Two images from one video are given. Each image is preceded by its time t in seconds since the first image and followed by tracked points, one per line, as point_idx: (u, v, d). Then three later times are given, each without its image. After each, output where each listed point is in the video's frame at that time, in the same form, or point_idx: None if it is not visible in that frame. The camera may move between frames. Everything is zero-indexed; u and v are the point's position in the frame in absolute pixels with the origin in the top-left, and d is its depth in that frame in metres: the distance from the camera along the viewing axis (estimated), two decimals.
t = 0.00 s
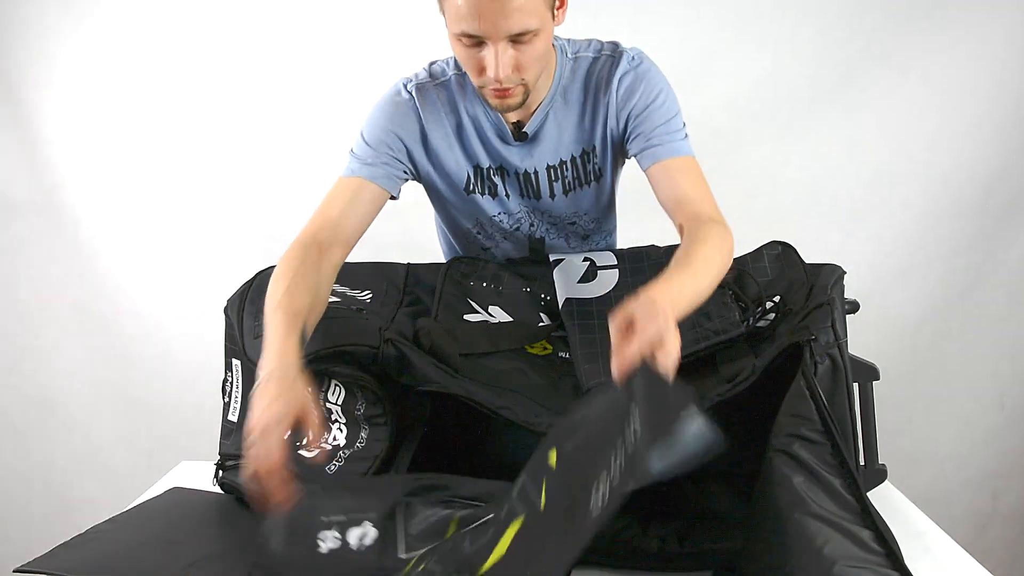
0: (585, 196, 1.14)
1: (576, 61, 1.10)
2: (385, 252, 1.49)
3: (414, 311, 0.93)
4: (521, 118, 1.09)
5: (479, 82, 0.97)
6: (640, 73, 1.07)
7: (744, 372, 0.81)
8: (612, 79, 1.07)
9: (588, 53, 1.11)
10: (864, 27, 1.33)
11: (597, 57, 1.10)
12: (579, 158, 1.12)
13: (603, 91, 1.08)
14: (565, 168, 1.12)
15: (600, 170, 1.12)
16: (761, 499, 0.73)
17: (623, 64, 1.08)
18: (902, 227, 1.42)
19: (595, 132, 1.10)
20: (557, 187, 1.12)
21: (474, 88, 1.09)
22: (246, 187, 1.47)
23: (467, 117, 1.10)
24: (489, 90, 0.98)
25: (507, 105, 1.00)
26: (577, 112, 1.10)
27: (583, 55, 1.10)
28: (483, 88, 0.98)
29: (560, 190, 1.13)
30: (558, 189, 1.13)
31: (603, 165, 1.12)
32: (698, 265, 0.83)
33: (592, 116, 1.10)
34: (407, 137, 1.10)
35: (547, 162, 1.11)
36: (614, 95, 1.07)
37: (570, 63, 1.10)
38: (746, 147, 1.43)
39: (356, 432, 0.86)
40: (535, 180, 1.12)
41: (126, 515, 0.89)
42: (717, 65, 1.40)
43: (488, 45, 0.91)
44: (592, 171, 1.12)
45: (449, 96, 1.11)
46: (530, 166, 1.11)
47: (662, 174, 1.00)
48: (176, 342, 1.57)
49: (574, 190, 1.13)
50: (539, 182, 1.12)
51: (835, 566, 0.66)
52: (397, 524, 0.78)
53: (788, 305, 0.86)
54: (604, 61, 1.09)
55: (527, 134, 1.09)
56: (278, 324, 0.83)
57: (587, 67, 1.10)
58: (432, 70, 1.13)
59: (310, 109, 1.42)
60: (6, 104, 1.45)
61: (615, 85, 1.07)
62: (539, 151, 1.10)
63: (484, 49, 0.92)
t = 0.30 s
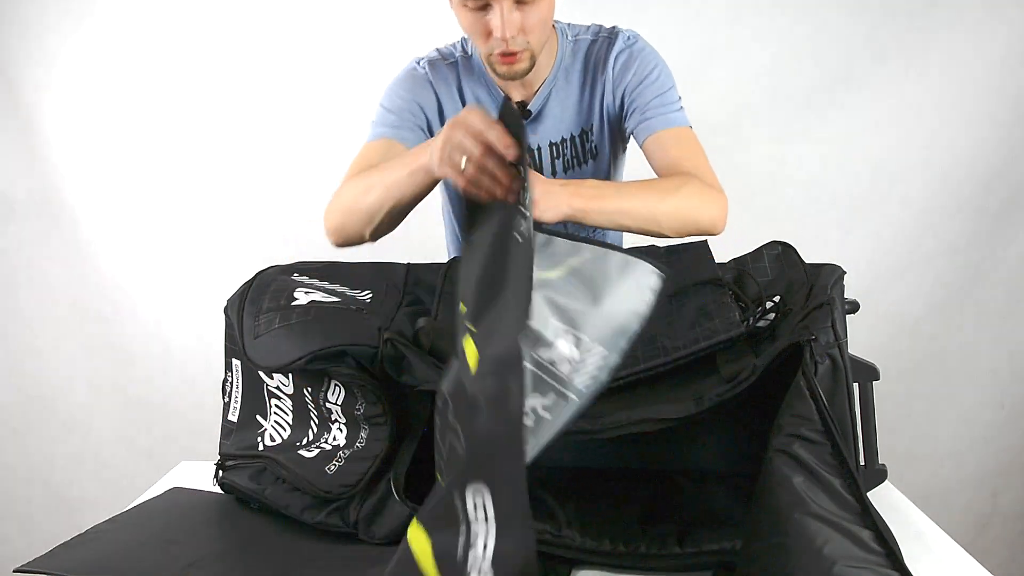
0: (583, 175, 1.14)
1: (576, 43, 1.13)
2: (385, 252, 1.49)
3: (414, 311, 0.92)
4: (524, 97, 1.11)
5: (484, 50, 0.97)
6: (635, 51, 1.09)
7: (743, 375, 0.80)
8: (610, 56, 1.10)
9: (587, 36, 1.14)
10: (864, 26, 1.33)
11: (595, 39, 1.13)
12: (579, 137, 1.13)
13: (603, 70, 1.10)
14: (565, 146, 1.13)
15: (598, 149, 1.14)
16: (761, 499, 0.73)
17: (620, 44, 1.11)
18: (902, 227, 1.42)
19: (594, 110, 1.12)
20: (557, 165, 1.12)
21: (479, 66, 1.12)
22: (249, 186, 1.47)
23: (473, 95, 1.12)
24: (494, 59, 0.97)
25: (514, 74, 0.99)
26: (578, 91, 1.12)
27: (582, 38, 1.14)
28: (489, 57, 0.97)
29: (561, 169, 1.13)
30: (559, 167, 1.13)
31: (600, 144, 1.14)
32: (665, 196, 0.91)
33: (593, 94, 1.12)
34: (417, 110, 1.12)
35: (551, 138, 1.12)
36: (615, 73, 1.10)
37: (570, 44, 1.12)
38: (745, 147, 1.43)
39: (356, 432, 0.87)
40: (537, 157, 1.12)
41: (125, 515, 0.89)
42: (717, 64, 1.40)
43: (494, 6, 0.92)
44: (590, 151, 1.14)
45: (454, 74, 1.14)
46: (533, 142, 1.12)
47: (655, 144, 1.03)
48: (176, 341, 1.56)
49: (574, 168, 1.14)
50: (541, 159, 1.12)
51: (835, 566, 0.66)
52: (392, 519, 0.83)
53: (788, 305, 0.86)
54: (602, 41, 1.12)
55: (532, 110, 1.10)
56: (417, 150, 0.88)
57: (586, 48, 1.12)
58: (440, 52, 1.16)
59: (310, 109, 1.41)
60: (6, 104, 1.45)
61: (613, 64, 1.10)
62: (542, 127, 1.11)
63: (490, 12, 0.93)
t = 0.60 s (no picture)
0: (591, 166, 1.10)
1: (594, 37, 1.11)
2: (386, 252, 1.49)
3: (414, 311, 0.92)
4: (538, 84, 1.08)
5: (510, 16, 0.98)
6: (656, 51, 1.09)
7: (743, 373, 0.80)
8: (630, 52, 1.09)
9: (606, 32, 1.12)
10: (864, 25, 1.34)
11: (614, 35, 1.11)
12: (589, 127, 1.10)
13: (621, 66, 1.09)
14: (574, 136, 1.09)
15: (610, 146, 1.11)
16: (761, 499, 0.73)
17: (640, 41, 1.10)
18: (902, 227, 1.42)
19: (610, 102, 1.09)
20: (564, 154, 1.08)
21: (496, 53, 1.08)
22: (249, 186, 1.47)
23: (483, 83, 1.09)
24: (518, 27, 0.98)
25: (536, 46, 0.99)
26: (594, 82, 1.09)
27: (600, 33, 1.12)
28: (513, 24, 0.98)
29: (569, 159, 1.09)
30: (567, 156, 1.09)
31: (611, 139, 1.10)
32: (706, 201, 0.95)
33: (608, 87, 1.09)
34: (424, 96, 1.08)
35: (560, 127, 1.09)
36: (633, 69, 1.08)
37: (588, 38, 1.10)
38: (746, 147, 1.43)
39: (356, 432, 0.87)
40: (546, 145, 1.09)
41: (125, 515, 0.89)
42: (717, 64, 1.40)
43: None
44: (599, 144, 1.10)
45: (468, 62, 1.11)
46: (542, 131, 1.09)
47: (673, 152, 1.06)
48: (176, 341, 1.56)
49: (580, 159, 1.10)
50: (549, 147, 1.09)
51: (835, 567, 0.66)
52: (391, 519, 0.83)
53: (788, 305, 0.86)
54: (621, 38, 1.11)
55: (543, 97, 1.08)
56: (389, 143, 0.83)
57: (604, 44, 1.10)
58: (455, 42, 1.14)
59: (310, 109, 1.42)
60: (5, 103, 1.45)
61: (632, 61, 1.09)
62: (552, 115, 1.08)
63: None
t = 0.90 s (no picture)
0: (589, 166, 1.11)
1: (612, 44, 1.10)
2: (385, 252, 1.49)
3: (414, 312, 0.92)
4: (547, 80, 1.09)
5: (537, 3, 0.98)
6: (663, 59, 1.06)
7: (742, 374, 0.80)
8: (637, 59, 1.07)
9: (624, 41, 1.10)
10: (864, 25, 1.34)
11: (630, 45, 1.10)
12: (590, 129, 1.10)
13: (629, 72, 1.07)
14: (575, 136, 1.10)
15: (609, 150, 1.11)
16: (761, 500, 0.72)
17: (650, 52, 1.08)
18: (902, 227, 1.42)
19: (609, 107, 1.08)
20: (560, 151, 1.10)
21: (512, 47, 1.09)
22: (249, 186, 1.47)
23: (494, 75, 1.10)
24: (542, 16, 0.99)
25: (554, 37, 1.00)
26: (599, 86, 1.08)
27: (618, 42, 1.10)
28: (539, 11, 0.98)
29: (565, 157, 1.11)
30: (564, 155, 1.10)
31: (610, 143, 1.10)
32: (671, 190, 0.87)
33: (610, 91, 1.08)
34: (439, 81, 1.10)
35: (560, 125, 1.09)
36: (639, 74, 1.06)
37: (605, 44, 1.09)
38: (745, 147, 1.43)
39: (356, 433, 0.87)
40: (546, 142, 1.10)
41: (125, 515, 0.89)
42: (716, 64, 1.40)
43: None
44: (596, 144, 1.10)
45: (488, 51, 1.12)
46: (543, 126, 1.09)
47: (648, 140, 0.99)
48: (175, 341, 1.57)
49: (578, 158, 1.11)
50: (550, 143, 1.10)
51: (835, 566, 0.65)
52: (388, 521, 0.83)
53: (788, 305, 0.86)
54: (636, 47, 1.09)
55: (549, 95, 1.08)
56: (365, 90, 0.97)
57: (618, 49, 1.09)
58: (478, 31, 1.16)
59: (310, 109, 1.42)
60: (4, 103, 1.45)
61: (639, 66, 1.07)
62: (553, 113, 1.08)
63: None
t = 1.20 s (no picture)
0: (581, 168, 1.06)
1: (616, 52, 1.04)
2: (386, 253, 1.49)
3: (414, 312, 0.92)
4: (548, 79, 1.04)
5: None
6: (662, 66, 0.98)
7: (742, 375, 0.81)
8: (637, 65, 0.99)
9: (630, 49, 1.04)
10: (864, 26, 1.34)
11: (634, 53, 1.03)
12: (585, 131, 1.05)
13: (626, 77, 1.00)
14: (570, 136, 1.05)
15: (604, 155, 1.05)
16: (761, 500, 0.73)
17: (652, 59, 1.00)
18: (903, 227, 1.42)
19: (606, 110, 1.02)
20: (549, 149, 1.06)
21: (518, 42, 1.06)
22: (249, 187, 1.47)
23: (501, 69, 1.07)
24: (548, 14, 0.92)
25: (556, 35, 0.93)
26: (600, 89, 1.03)
27: (623, 49, 1.04)
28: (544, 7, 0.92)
29: (561, 156, 1.06)
30: (558, 154, 1.06)
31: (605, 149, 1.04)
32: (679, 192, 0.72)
33: (608, 93, 1.02)
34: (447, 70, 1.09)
35: (556, 124, 1.05)
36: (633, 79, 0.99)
37: (610, 50, 1.04)
38: (746, 147, 1.42)
39: (356, 432, 0.87)
40: (541, 138, 1.06)
41: (125, 515, 0.89)
42: (716, 65, 1.40)
43: None
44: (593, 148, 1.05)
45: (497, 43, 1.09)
46: (540, 122, 1.05)
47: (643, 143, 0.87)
48: (175, 341, 1.56)
49: (570, 160, 1.06)
50: (543, 140, 1.06)
51: (835, 566, 0.66)
52: (389, 521, 0.83)
53: (788, 305, 0.86)
54: (639, 56, 1.02)
55: (547, 92, 1.04)
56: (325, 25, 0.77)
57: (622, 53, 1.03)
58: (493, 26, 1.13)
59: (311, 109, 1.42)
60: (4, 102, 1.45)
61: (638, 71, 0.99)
62: (549, 112, 1.04)
63: None
